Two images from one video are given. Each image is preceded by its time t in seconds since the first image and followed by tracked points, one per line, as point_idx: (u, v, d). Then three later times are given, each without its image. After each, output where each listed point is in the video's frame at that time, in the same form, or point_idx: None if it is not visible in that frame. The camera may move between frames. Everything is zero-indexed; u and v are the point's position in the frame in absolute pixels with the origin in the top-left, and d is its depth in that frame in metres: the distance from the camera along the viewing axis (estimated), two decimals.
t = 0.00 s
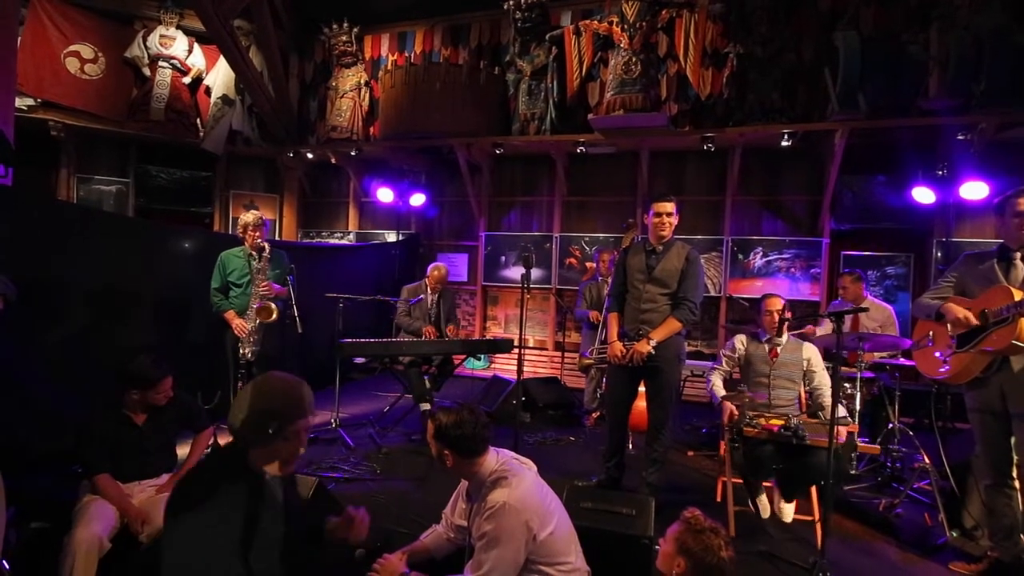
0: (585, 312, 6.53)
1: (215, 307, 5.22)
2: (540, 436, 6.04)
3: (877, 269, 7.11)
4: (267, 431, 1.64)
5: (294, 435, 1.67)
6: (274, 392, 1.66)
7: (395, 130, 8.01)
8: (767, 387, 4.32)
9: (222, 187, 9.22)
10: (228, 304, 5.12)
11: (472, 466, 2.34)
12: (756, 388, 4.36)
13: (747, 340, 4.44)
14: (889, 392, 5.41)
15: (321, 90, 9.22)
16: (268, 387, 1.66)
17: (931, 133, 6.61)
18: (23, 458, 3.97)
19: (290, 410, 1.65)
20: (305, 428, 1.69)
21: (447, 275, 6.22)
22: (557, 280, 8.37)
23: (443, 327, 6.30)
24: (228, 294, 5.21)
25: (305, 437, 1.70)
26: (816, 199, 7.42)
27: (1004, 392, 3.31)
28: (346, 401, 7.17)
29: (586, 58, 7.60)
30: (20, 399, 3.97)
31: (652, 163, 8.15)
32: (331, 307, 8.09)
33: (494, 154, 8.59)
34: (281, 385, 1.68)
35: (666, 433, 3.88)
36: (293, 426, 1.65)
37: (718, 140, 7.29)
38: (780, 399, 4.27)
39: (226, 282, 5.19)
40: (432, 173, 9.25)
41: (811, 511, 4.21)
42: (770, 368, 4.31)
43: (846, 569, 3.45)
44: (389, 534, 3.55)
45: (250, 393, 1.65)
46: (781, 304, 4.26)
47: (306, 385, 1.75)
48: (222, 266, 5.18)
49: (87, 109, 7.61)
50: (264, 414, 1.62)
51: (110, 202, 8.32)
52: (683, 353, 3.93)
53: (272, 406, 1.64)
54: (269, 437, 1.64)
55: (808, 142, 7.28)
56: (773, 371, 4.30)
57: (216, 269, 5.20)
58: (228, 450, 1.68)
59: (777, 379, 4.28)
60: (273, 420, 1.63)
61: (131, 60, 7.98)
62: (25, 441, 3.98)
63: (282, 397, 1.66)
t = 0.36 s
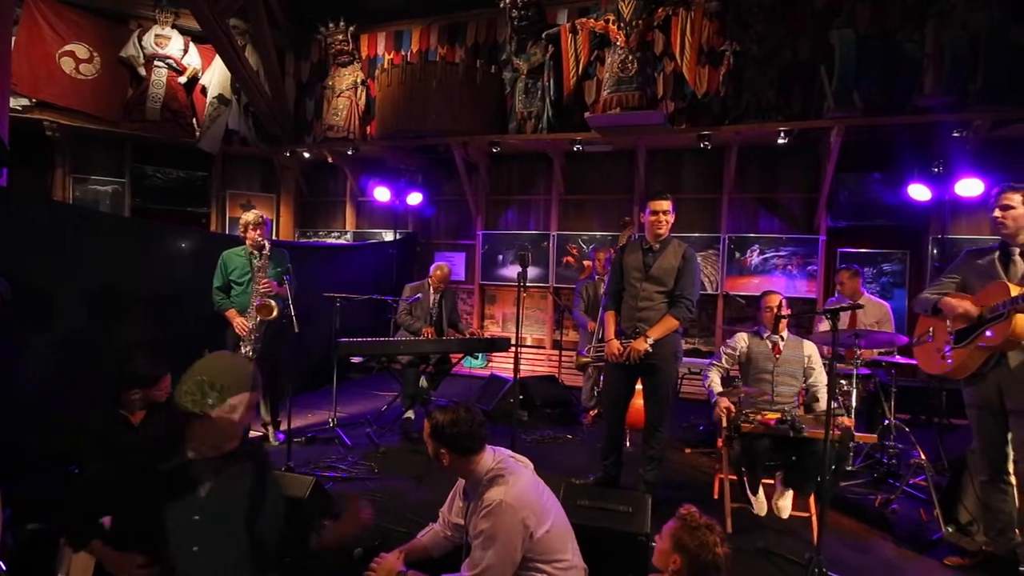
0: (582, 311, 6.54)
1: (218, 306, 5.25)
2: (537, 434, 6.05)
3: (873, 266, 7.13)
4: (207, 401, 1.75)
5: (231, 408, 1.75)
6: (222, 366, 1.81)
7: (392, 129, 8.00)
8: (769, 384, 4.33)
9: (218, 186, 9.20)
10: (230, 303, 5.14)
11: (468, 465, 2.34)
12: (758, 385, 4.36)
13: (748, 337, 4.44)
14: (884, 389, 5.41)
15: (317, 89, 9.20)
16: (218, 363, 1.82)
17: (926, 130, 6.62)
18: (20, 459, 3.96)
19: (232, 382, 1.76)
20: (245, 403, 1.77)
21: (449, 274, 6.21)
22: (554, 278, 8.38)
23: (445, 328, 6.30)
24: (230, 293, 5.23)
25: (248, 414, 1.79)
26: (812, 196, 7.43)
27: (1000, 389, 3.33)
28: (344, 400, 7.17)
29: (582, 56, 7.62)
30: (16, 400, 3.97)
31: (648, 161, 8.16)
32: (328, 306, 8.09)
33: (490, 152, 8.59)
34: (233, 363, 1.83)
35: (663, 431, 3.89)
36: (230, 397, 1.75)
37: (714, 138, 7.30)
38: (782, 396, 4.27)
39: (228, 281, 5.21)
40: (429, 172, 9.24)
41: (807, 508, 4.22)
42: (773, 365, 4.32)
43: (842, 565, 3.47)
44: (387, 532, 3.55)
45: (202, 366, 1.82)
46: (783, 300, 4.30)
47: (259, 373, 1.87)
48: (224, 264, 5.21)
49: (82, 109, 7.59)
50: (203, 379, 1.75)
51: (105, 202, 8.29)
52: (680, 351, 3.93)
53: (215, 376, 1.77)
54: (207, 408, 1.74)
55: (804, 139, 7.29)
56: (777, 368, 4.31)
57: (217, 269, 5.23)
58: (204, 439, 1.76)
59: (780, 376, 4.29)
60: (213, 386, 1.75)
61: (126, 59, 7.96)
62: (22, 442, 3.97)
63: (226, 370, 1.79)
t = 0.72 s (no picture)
0: (578, 308, 6.55)
1: (219, 304, 5.27)
2: (534, 432, 6.05)
3: (868, 263, 7.16)
4: (139, 403, 1.62)
5: (167, 407, 1.64)
6: (156, 364, 1.69)
7: (387, 127, 7.99)
8: (765, 381, 4.32)
9: (213, 185, 9.17)
10: (230, 301, 5.16)
11: (464, 463, 2.34)
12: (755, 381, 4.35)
13: (745, 334, 4.46)
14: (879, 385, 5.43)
15: (313, 87, 9.18)
16: (150, 361, 1.69)
17: (921, 127, 6.64)
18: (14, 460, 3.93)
19: (169, 381, 1.65)
20: (182, 402, 1.66)
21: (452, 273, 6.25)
22: (551, 276, 8.38)
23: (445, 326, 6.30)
24: (231, 292, 5.25)
25: (184, 413, 1.68)
26: (807, 194, 7.44)
27: (998, 385, 3.34)
28: (341, 399, 7.17)
29: (578, 54, 7.63)
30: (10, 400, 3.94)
31: (645, 160, 8.16)
32: (325, 305, 8.09)
33: (486, 150, 8.58)
34: (168, 361, 1.71)
35: (659, 428, 3.89)
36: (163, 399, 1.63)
37: (710, 136, 7.31)
38: (777, 392, 4.28)
39: (229, 279, 5.23)
40: (425, 170, 9.23)
41: (802, 504, 4.24)
42: (769, 362, 4.32)
43: (838, 561, 3.48)
44: (383, 531, 3.55)
45: (132, 366, 1.68)
46: (779, 297, 4.31)
47: (194, 370, 1.76)
48: (225, 263, 5.25)
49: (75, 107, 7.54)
50: (132, 379, 1.62)
51: (99, 201, 8.24)
52: (677, 348, 3.93)
53: (147, 376, 1.64)
54: (138, 409, 1.62)
55: (799, 137, 7.31)
56: (772, 365, 4.31)
57: (218, 267, 5.27)
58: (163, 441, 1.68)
59: (776, 372, 4.30)
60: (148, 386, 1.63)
61: (119, 57, 7.93)
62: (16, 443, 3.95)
63: (161, 369, 1.67)
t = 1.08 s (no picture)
0: (579, 307, 6.56)
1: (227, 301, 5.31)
2: (535, 431, 6.06)
3: (870, 262, 7.15)
4: (165, 407, 1.64)
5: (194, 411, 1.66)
6: (182, 367, 1.68)
7: (389, 125, 7.99)
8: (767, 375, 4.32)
9: (215, 183, 9.17)
10: (238, 299, 5.21)
11: (466, 461, 2.34)
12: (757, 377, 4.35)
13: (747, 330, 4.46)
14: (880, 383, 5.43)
15: (314, 85, 9.18)
16: (176, 364, 1.69)
17: (923, 126, 6.62)
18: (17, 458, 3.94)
19: (196, 385, 1.67)
20: (209, 405, 1.69)
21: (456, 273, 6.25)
22: (552, 275, 8.38)
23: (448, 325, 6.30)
24: (239, 289, 5.29)
25: (211, 416, 1.71)
26: (809, 193, 7.43)
27: (1008, 386, 3.33)
28: (342, 397, 7.17)
29: (580, 52, 7.63)
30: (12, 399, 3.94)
31: (646, 158, 8.15)
32: (326, 303, 8.09)
33: (488, 149, 8.57)
34: (193, 363, 1.72)
35: (660, 427, 3.89)
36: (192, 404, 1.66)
37: (712, 135, 7.30)
38: (779, 387, 4.27)
39: (237, 277, 5.27)
40: (427, 169, 9.22)
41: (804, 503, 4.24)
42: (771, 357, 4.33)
43: (839, 560, 3.47)
44: (385, 529, 3.55)
45: (157, 369, 1.68)
46: (781, 297, 4.31)
47: (219, 369, 1.77)
48: (233, 261, 5.27)
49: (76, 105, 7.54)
50: (156, 386, 1.64)
51: (101, 199, 8.23)
52: (678, 347, 3.93)
53: (175, 382, 1.65)
54: (166, 413, 1.65)
55: (801, 135, 7.30)
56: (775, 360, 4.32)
57: (227, 265, 5.30)
58: (170, 437, 1.69)
59: (778, 368, 4.30)
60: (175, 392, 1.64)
61: (121, 55, 7.93)
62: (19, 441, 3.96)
63: (188, 374, 1.66)
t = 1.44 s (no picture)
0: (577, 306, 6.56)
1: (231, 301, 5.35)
2: (532, 430, 6.06)
3: (867, 262, 7.17)
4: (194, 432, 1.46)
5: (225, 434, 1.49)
6: (207, 389, 1.54)
7: (386, 124, 7.99)
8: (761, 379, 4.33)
9: (212, 182, 9.16)
10: (240, 299, 5.23)
11: (463, 461, 2.34)
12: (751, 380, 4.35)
13: (740, 337, 4.48)
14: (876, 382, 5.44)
15: (311, 84, 9.17)
16: (202, 386, 1.54)
17: (920, 126, 6.64)
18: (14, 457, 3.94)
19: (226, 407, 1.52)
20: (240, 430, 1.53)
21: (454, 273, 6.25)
22: (550, 274, 8.38)
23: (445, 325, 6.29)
24: (242, 289, 5.31)
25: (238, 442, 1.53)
26: (806, 192, 7.45)
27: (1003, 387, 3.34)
28: (340, 396, 7.17)
29: (577, 52, 7.63)
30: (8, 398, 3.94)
31: (644, 157, 8.15)
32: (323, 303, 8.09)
33: (485, 148, 8.56)
34: (219, 386, 1.57)
35: (657, 426, 3.90)
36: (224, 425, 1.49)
37: (709, 134, 7.32)
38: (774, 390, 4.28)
39: (240, 277, 5.30)
40: (424, 168, 9.22)
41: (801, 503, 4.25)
42: (764, 360, 4.34)
43: (836, 559, 3.48)
44: (382, 528, 3.56)
45: (181, 392, 1.53)
46: (779, 299, 4.31)
47: (244, 394, 1.62)
48: (237, 261, 5.30)
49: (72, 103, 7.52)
50: (186, 409, 1.48)
51: (97, 198, 8.22)
52: (675, 346, 3.94)
53: (202, 406, 1.50)
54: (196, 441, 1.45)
55: (798, 135, 7.31)
56: (767, 363, 4.33)
57: (229, 265, 5.32)
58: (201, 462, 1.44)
59: (771, 370, 4.31)
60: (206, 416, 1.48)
61: (118, 53, 7.92)
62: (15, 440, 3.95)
63: (216, 396, 1.52)
